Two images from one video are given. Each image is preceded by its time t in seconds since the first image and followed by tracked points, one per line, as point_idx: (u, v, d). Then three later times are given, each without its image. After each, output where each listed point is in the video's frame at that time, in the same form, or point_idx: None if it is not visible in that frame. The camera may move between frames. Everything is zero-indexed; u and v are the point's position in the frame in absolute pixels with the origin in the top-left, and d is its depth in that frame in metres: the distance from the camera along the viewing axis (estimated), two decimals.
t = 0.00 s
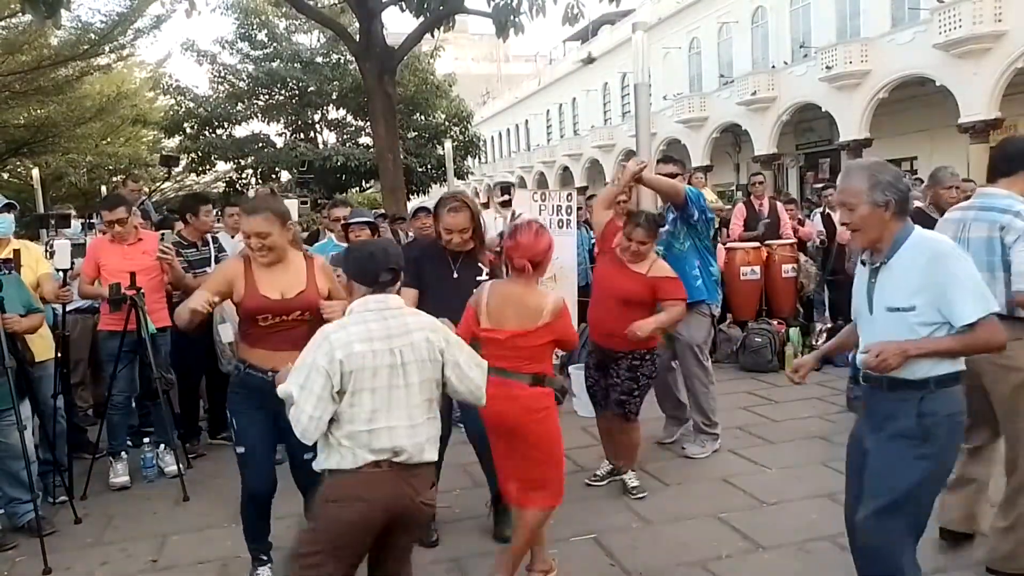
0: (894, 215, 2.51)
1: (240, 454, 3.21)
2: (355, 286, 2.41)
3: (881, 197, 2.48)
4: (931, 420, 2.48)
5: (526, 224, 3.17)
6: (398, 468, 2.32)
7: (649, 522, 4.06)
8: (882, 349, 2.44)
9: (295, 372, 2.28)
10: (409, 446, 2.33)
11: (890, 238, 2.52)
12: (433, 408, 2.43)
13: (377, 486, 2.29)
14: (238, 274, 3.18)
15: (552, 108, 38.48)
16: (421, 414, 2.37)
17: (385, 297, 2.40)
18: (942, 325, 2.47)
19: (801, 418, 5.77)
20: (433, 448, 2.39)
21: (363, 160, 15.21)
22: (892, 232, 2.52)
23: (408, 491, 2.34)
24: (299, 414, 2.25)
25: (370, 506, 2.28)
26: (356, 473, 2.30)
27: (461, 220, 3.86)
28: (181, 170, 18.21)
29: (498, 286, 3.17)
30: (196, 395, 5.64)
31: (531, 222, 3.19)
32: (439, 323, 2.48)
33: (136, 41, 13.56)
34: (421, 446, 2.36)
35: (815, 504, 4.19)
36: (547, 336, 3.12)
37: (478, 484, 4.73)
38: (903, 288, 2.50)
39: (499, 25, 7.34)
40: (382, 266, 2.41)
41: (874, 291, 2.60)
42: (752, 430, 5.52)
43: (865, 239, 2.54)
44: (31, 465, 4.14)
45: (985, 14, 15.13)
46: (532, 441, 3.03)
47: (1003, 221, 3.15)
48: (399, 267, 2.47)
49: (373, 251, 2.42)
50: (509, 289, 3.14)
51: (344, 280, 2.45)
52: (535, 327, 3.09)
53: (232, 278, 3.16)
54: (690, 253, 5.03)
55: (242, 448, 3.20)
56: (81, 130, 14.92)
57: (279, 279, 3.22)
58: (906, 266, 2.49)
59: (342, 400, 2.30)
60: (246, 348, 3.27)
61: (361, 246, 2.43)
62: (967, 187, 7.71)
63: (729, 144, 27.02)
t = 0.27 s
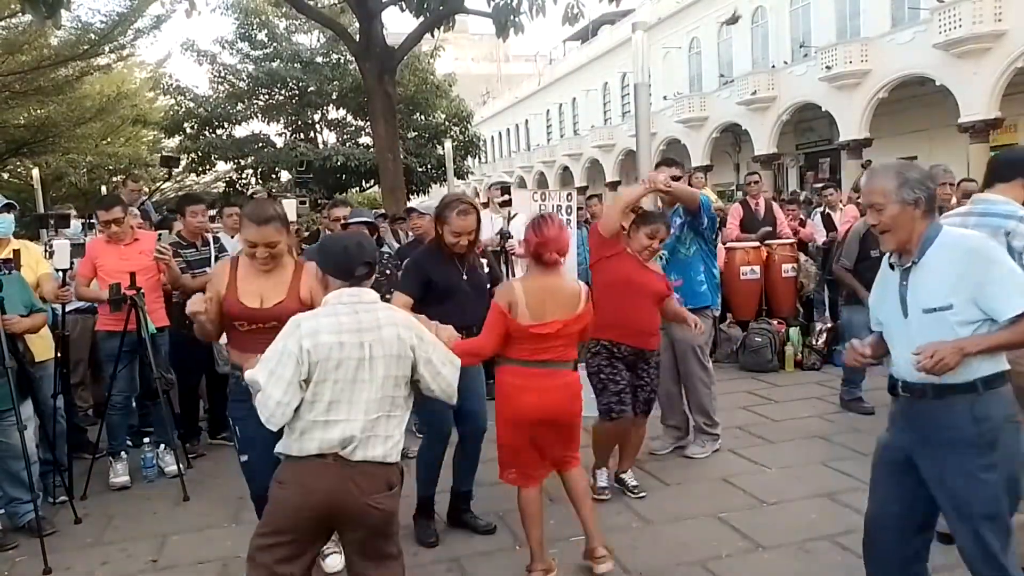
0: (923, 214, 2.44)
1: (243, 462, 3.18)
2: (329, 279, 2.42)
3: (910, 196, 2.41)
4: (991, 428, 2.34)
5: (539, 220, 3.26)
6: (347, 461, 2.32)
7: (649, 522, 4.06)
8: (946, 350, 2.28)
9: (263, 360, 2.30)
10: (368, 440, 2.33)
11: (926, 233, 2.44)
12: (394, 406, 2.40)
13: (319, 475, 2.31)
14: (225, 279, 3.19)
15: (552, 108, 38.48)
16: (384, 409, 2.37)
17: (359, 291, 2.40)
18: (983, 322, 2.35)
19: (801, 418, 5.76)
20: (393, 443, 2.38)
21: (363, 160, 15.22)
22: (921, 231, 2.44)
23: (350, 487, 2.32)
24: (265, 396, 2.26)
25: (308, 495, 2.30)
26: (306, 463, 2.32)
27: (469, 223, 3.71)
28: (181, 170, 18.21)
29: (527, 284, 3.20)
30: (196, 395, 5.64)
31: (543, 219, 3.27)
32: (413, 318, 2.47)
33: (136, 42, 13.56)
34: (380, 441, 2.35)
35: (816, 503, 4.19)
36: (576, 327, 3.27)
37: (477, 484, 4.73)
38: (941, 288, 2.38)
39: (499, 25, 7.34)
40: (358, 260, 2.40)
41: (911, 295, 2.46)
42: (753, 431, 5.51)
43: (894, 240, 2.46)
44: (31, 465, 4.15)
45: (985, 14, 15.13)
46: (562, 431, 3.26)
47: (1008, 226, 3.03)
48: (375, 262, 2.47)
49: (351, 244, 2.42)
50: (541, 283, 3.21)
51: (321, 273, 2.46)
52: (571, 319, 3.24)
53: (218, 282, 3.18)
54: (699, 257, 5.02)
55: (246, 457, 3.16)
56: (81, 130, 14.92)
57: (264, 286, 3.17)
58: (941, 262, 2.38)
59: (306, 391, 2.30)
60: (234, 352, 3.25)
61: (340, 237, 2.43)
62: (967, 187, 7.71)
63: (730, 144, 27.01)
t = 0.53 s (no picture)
0: (954, 214, 2.39)
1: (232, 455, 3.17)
2: (330, 288, 2.37)
3: (942, 194, 2.36)
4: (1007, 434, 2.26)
5: (560, 224, 3.36)
6: (363, 473, 2.31)
7: (649, 522, 4.06)
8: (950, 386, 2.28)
9: (268, 379, 2.25)
10: (385, 449, 2.34)
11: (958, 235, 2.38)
12: (403, 412, 2.41)
13: (342, 490, 2.29)
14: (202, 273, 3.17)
15: (553, 109, 38.49)
16: (396, 417, 2.38)
17: (361, 300, 2.37)
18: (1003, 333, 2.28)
19: (800, 418, 5.76)
20: (405, 450, 2.40)
21: (363, 160, 15.22)
22: (953, 231, 2.39)
23: (371, 496, 2.32)
24: (268, 420, 2.23)
25: (331, 510, 2.29)
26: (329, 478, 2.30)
27: (479, 222, 3.72)
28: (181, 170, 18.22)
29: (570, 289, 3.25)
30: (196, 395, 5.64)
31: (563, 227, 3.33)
32: (415, 325, 2.47)
33: (136, 41, 13.56)
34: (394, 449, 2.36)
35: (816, 504, 4.19)
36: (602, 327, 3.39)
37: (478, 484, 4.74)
38: (960, 293, 2.33)
39: (499, 25, 7.34)
40: (359, 268, 2.36)
41: (935, 299, 2.42)
42: (753, 431, 5.52)
43: (923, 238, 2.42)
44: (32, 465, 4.15)
45: (985, 14, 15.14)
46: (598, 430, 3.40)
47: None
48: (374, 267, 2.43)
49: (350, 253, 2.36)
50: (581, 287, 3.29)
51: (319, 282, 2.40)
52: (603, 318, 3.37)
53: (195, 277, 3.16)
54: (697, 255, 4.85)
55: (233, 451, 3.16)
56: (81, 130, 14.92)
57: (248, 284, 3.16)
58: (965, 265, 2.32)
59: (317, 407, 2.27)
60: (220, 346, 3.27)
61: (338, 243, 2.38)
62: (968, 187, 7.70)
63: (729, 144, 27.01)
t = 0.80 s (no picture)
0: (949, 208, 2.45)
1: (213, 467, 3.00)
2: (325, 282, 2.29)
3: (936, 188, 2.43)
4: (961, 425, 2.44)
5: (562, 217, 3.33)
6: (364, 475, 2.25)
7: (645, 522, 4.06)
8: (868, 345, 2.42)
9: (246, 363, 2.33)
10: (361, 453, 2.23)
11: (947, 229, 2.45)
12: (391, 413, 2.29)
13: (345, 496, 2.22)
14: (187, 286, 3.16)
15: (549, 109, 38.51)
16: (376, 421, 2.26)
17: (345, 296, 2.28)
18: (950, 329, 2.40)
19: (797, 417, 5.77)
20: (388, 457, 2.27)
21: (360, 160, 15.21)
22: (946, 224, 2.46)
23: (380, 499, 2.26)
24: (238, 409, 2.29)
25: (343, 522, 2.22)
26: (307, 479, 2.25)
27: (491, 224, 3.66)
28: (177, 170, 18.21)
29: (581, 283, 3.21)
30: (192, 395, 5.63)
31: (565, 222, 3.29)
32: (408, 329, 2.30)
33: (132, 41, 13.53)
34: (374, 455, 2.24)
35: (812, 503, 4.19)
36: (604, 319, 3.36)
37: (474, 483, 4.74)
38: (927, 287, 2.49)
39: (496, 24, 7.34)
40: (356, 261, 2.29)
41: (919, 288, 2.56)
42: (748, 430, 5.52)
43: (918, 229, 2.51)
44: (26, 465, 4.14)
45: (981, 14, 15.17)
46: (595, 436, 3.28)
47: None
48: (374, 261, 2.37)
49: (347, 248, 2.30)
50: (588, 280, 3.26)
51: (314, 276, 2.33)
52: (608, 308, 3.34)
53: (181, 290, 3.15)
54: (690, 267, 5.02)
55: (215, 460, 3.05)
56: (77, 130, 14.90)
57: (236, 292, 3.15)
58: (933, 263, 2.45)
59: (286, 398, 2.27)
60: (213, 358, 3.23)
61: (332, 238, 2.32)
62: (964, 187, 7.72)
63: (726, 144, 27.04)
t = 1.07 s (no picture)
0: (921, 214, 2.62)
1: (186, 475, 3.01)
2: (331, 284, 2.25)
3: (906, 197, 2.63)
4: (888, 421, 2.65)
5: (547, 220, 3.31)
6: (366, 481, 2.16)
7: (637, 522, 4.06)
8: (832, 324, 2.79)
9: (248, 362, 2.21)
10: (364, 457, 2.15)
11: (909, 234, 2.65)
12: (398, 417, 2.22)
13: (338, 505, 2.14)
14: (166, 274, 3.12)
15: (547, 108, 38.52)
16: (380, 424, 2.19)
17: (353, 295, 2.24)
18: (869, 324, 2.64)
19: (790, 419, 5.78)
20: (393, 463, 2.19)
21: (356, 157, 15.19)
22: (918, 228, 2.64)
23: (374, 509, 2.15)
24: (250, 404, 2.13)
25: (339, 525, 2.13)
26: (306, 484, 2.17)
27: (500, 229, 3.70)
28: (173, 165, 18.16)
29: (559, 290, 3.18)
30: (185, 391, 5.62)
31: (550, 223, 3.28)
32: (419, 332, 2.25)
33: (129, 35, 13.49)
34: (377, 460, 2.16)
35: (803, 505, 4.20)
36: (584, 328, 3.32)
37: (467, 481, 4.74)
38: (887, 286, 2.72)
39: (494, 23, 7.34)
40: (362, 263, 2.25)
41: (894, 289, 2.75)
42: (743, 432, 5.52)
43: (898, 232, 2.72)
44: (17, 459, 4.12)
45: (977, 19, 15.23)
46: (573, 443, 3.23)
47: None
48: (382, 265, 2.34)
49: (353, 249, 2.27)
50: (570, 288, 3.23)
51: (318, 279, 2.29)
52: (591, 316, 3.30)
53: (158, 278, 3.10)
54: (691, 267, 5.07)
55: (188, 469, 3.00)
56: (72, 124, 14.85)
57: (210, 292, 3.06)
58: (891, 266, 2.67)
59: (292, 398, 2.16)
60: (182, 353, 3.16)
61: (335, 240, 2.29)
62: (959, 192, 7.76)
63: (723, 146, 27.08)
